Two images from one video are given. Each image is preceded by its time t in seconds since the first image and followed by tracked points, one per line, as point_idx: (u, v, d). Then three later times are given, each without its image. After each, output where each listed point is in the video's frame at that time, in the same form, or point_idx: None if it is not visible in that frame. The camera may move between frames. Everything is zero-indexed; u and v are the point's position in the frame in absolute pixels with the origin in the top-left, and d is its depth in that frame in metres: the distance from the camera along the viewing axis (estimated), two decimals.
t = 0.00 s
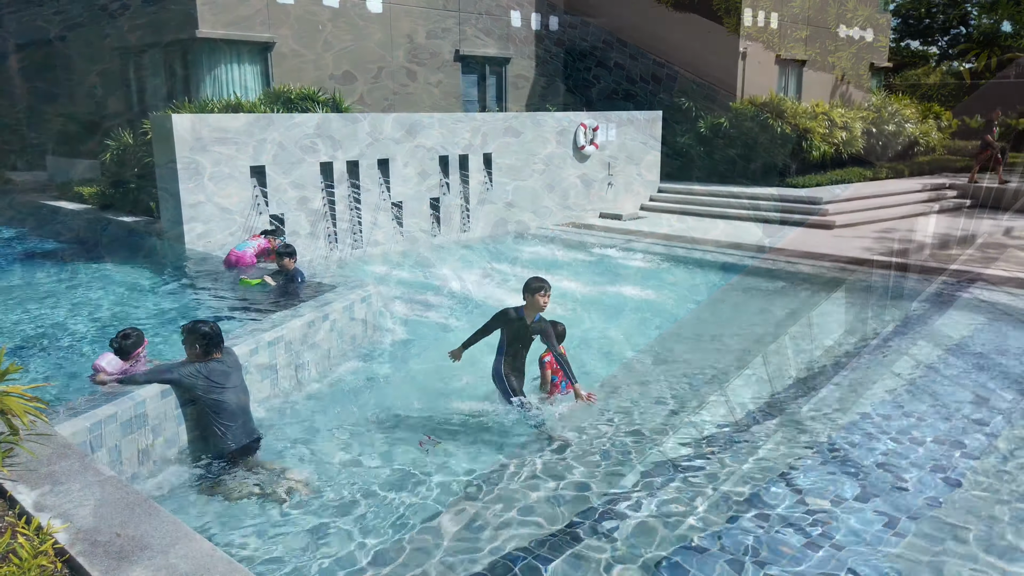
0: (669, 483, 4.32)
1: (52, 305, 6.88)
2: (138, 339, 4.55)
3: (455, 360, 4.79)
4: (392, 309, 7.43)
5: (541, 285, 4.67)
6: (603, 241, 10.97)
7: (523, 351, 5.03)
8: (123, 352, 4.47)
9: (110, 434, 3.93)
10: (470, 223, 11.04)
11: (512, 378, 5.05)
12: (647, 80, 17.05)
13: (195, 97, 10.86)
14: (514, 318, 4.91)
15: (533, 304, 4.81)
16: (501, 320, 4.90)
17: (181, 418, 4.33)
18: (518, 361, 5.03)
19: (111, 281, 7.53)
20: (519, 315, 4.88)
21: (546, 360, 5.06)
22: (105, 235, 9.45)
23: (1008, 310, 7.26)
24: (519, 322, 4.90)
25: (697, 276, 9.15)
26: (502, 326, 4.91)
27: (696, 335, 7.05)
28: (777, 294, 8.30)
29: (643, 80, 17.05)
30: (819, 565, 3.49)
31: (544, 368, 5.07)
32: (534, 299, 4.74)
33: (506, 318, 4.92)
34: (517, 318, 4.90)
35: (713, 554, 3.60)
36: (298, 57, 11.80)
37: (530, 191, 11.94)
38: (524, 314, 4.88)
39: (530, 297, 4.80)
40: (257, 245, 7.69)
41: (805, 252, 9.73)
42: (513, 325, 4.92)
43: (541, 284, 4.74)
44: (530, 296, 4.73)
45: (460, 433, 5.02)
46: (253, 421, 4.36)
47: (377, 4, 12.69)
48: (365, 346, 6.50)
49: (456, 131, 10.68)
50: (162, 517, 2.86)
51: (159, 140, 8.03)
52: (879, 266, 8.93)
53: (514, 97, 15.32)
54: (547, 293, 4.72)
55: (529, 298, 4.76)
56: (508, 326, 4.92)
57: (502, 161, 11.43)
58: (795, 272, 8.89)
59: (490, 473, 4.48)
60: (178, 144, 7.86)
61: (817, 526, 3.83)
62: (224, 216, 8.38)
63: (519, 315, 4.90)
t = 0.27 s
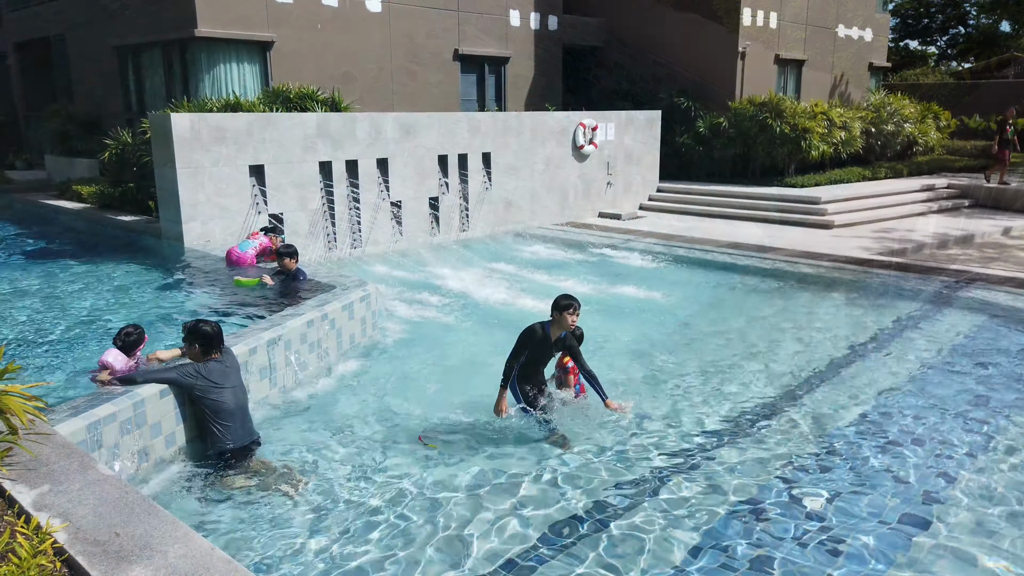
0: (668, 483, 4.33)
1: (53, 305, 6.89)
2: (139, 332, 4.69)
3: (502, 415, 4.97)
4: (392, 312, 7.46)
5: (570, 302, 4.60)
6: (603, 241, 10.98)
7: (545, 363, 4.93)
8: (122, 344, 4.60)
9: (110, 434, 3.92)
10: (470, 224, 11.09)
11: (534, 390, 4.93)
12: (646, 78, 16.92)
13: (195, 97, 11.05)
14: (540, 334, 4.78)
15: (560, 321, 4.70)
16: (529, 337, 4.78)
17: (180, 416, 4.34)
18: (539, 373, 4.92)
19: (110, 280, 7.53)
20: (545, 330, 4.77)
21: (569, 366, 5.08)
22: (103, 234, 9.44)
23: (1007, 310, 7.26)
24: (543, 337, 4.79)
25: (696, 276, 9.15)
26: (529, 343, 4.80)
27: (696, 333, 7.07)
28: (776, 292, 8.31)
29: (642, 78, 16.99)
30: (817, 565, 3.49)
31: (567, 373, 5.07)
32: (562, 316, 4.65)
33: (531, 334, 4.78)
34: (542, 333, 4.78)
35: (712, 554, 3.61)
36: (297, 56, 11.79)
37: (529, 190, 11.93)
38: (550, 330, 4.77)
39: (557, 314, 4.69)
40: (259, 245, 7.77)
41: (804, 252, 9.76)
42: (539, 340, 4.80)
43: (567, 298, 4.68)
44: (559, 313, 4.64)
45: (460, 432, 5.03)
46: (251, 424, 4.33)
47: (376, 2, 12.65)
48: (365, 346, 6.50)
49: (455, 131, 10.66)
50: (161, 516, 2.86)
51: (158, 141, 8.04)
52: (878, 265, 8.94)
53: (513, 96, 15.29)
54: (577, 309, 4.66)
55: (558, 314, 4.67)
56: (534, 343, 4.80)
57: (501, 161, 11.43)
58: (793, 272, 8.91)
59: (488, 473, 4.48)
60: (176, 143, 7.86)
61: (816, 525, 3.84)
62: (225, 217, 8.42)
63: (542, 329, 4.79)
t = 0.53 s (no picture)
0: (668, 482, 4.33)
1: (54, 304, 6.90)
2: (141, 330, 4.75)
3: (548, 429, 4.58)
4: (392, 312, 7.45)
5: (585, 319, 4.42)
6: (603, 240, 10.98)
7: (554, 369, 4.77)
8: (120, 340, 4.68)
9: (110, 434, 3.92)
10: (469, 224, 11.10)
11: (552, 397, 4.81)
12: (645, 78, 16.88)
13: (195, 97, 11.00)
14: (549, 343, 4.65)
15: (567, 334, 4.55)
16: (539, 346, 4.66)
17: (180, 416, 4.33)
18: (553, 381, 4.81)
19: (110, 280, 7.53)
20: (553, 339, 4.63)
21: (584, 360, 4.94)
22: (103, 234, 9.44)
23: (1007, 309, 7.27)
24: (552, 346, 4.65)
25: (696, 275, 9.15)
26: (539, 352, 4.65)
27: (695, 332, 7.07)
28: (776, 292, 8.31)
29: (642, 78, 16.96)
30: (818, 565, 3.49)
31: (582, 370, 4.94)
32: (573, 331, 4.47)
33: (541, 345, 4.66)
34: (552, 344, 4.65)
35: (713, 554, 3.60)
36: (297, 56, 11.79)
37: (529, 190, 11.92)
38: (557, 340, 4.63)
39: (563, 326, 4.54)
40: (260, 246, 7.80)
41: (803, 251, 9.77)
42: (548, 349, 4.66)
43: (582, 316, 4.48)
44: (571, 328, 4.46)
45: (460, 431, 5.03)
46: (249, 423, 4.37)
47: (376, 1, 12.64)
48: (364, 345, 6.50)
49: (455, 130, 10.65)
50: (161, 516, 2.86)
51: (158, 140, 8.04)
52: (878, 265, 8.95)
53: (513, 95, 15.28)
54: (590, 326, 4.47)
55: (568, 329, 4.50)
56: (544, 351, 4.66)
57: (502, 160, 11.42)
58: (793, 272, 8.92)
59: (489, 472, 4.48)
60: (176, 143, 7.86)
61: (816, 525, 3.84)
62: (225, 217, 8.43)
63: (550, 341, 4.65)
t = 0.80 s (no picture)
0: (669, 482, 4.33)
1: (53, 305, 6.90)
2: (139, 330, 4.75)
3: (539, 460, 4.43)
4: (392, 312, 7.45)
5: (592, 352, 4.16)
6: (603, 240, 10.98)
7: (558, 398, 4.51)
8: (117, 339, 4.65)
9: (111, 434, 3.92)
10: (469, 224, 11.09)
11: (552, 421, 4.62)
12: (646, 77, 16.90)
13: (195, 97, 11.00)
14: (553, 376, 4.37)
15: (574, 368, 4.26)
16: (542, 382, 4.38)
17: (180, 416, 4.33)
18: (555, 408, 4.60)
19: (110, 280, 7.53)
20: (559, 371, 4.37)
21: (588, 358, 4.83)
22: (103, 234, 9.44)
23: (1007, 309, 7.26)
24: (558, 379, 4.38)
25: (696, 275, 9.15)
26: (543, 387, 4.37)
27: (696, 332, 7.06)
28: (776, 291, 8.31)
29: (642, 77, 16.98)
30: (819, 565, 3.49)
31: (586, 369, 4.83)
32: (581, 365, 4.19)
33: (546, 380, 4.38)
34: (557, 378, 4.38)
35: (714, 554, 3.60)
36: (297, 55, 11.79)
37: (530, 190, 11.92)
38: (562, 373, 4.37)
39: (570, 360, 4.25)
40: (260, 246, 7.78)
41: (803, 251, 9.77)
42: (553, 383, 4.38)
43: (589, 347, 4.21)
44: (579, 361, 4.18)
45: (460, 431, 5.03)
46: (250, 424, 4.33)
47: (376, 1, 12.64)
48: (365, 345, 6.50)
49: (456, 130, 10.65)
50: (162, 516, 2.85)
51: (159, 141, 8.05)
52: (878, 265, 8.94)
53: (514, 95, 15.28)
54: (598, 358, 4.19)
55: (575, 362, 4.21)
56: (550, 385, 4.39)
57: (502, 160, 11.42)
58: (793, 272, 8.92)
59: (490, 472, 4.48)
60: (176, 143, 7.86)
61: (817, 525, 3.84)
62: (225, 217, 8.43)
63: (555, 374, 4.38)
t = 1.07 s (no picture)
0: (669, 482, 4.33)
1: (55, 305, 6.92)
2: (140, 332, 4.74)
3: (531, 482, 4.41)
4: (393, 313, 7.45)
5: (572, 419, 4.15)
6: (603, 241, 10.98)
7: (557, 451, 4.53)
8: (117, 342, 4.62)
9: (112, 434, 3.93)
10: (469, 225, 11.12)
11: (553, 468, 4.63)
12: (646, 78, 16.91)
13: (196, 98, 11.00)
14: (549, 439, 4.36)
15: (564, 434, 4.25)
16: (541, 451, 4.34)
17: (181, 416, 4.33)
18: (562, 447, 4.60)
19: (111, 281, 7.53)
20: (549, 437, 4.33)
21: (591, 356, 4.95)
22: (104, 235, 9.45)
23: (1008, 310, 7.27)
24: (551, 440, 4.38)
25: (697, 275, 9.15)
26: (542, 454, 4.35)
27: (697, 332, 7.06)
28: (777, 292, 8.31)
29: (642, 78, 16.98)
30: (820, 566, 3.49)
31: (589, 366, 4.94)
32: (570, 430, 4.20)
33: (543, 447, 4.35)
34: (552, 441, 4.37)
35: (715, 555, 3.60)
36: (298, 56, 11.79)
37: (530, 190, 11.92)
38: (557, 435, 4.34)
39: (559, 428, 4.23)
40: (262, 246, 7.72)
41: (803, 251, 9.79)
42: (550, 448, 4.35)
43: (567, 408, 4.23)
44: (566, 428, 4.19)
45: (460, 431, 5.03)
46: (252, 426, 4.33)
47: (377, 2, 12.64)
48: (366, 346, 6.51)
49: (456, 131, 10.65)
50: (163, 517, 2.86)
51: (159, 141, 8.05)
52: (878, 265, 8.94)
53: (514, 95, 15.29)
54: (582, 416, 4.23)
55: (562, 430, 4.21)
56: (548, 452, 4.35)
57: (501, 160, 11.41)
58: (793, 272, 8.93)
59: (490, 473, 4.48)
60: (177, 143, 7.86)
61: (818, 525, 3.84)
62: (225, 218, 8.43)
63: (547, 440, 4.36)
